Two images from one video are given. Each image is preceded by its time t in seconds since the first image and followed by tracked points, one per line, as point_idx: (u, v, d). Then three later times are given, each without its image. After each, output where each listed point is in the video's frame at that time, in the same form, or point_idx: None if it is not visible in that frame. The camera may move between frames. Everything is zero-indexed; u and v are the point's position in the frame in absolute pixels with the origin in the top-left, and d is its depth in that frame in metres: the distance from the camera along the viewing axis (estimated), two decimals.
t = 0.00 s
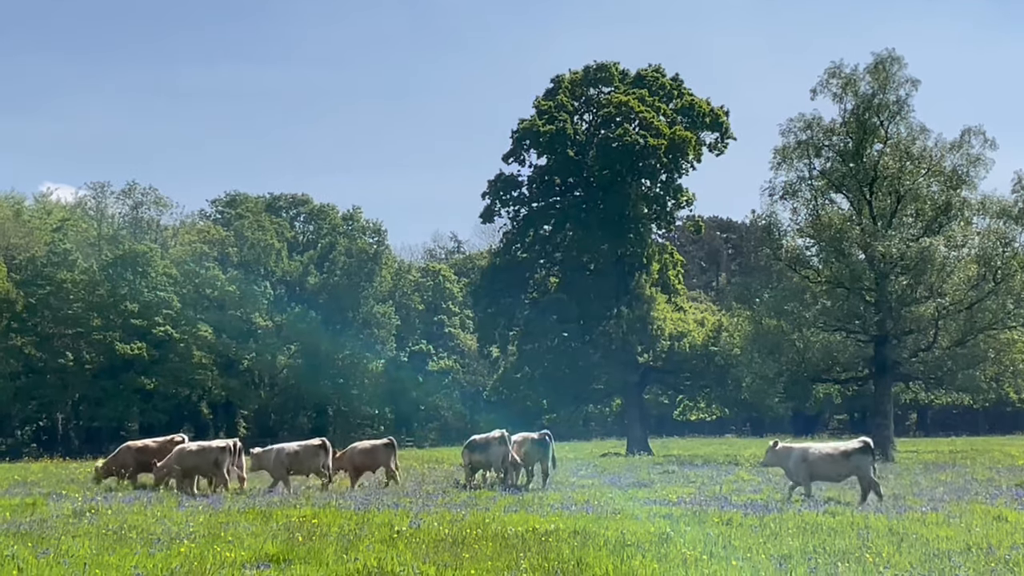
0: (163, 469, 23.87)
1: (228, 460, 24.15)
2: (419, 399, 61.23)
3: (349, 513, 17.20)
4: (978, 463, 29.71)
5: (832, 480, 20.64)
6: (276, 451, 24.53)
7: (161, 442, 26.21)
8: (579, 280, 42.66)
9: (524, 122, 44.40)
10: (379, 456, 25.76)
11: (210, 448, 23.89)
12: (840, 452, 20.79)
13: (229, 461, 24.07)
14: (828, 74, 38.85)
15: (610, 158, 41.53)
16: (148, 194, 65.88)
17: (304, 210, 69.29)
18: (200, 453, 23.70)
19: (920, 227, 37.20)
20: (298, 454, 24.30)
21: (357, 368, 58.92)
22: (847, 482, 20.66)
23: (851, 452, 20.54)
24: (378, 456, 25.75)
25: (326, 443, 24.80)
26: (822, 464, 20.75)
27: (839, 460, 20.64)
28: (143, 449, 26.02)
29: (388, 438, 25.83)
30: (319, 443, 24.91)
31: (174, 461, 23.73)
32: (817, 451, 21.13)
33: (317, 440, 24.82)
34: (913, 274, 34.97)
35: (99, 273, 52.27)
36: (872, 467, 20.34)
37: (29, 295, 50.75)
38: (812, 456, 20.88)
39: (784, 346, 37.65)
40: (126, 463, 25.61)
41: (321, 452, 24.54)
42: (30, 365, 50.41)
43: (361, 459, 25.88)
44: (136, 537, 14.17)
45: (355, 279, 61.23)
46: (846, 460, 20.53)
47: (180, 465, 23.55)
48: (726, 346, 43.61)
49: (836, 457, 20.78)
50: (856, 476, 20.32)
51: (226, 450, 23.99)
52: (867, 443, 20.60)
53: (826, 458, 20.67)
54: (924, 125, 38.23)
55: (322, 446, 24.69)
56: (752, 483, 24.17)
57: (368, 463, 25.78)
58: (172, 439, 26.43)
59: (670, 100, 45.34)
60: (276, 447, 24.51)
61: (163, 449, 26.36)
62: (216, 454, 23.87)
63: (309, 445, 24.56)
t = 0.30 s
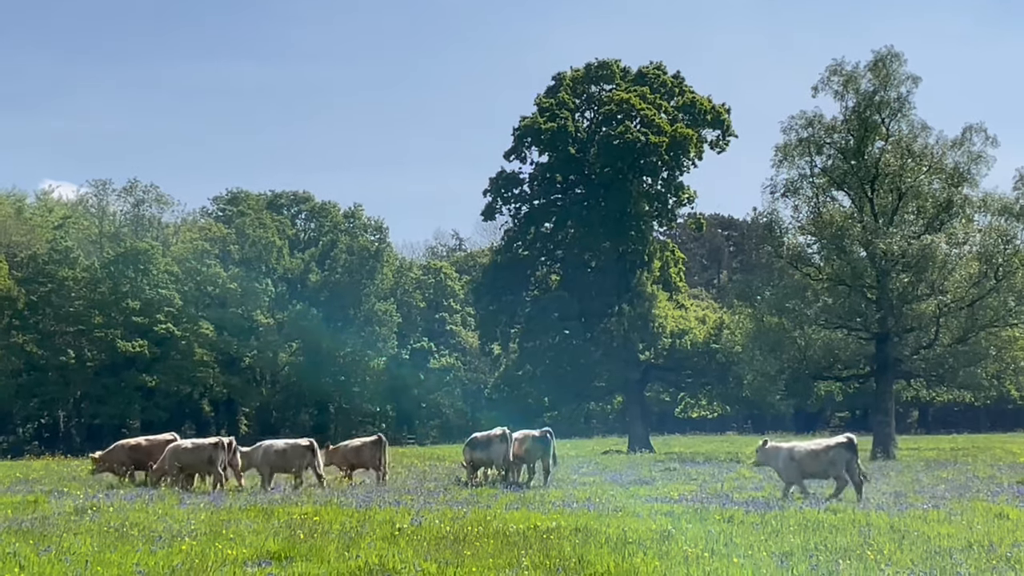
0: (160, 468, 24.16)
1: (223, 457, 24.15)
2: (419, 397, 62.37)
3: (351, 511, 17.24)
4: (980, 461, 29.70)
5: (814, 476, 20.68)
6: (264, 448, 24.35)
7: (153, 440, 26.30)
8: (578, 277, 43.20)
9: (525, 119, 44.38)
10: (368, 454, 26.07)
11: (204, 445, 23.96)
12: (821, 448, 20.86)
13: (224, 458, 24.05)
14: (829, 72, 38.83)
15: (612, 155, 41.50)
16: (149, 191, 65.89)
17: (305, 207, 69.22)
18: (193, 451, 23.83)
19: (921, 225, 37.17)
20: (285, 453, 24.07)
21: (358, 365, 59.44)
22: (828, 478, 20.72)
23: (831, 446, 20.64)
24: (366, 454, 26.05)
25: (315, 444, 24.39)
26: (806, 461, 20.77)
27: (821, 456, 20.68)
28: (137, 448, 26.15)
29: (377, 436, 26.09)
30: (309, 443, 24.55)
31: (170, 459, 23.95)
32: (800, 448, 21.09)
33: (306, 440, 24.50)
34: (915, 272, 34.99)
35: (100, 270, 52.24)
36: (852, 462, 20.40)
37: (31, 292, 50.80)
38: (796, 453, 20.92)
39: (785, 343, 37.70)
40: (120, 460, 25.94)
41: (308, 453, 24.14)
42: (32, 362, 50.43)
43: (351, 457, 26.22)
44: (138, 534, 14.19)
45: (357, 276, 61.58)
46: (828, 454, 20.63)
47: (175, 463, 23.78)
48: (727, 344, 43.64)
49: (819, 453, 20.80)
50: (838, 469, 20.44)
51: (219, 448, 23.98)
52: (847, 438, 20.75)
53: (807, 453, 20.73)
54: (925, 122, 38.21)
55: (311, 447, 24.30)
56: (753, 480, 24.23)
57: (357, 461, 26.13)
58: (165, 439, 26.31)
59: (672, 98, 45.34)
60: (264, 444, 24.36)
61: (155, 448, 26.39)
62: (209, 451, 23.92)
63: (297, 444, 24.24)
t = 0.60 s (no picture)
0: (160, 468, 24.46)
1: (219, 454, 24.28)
2: (422, 395, 62.48)
3: (354, 509, 17.27)
4: (983, 458, 29.70)
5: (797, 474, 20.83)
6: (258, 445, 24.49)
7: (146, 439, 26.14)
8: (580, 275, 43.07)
9: (528, 117, 44.37)
10: (358, 453, 25.96)
11: (200, 442, 24.19)
12: (807, 447, 20.97)
13: (219, 455, 24.16)
14: (831, 69, 38.79)
15: (615, 153, 41.52)
16: (152, 189, 65.93)
17: (308, 205, 69.14)
18: (189, 448, 24.09)
19: (924, 222, 37.14)
20: (276, 449, 24.15)
21: (361, 364, 59.42)
22: (815, 478, 20.78)
23: (817, 446, 20.72)
24: (356, 453, 25.96)
25: (308, 439, 24.35)
26: (790, 460, 20.91)
27: (806, 455, 20.79)
28: (128, 445, 25.98)
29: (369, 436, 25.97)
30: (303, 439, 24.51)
31: (168, 458, 24.27)
32: (785, 448, 21.25)
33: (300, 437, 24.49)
34: (918, 269, 34.96)
35: (103, 268, 52.29)
36: (837, 462, 20.49)
37: (34, 290, 50.91)
38: (781, 453, 21.12)
39: (789, 341, 37.55)
40: (110, 458, 25.71)
41: (299, 449, 24.12)
42: (35, 361, 50.53)
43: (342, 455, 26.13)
44: (142, 533, 14.23)
45: (359, 273, 61.94)
46: (813, 454, 20.73)
47: (172, 460, 24.05)
48: (731, 342, 43.66)
49: (803, 452, 20.91)
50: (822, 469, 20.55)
51: (214, 444, 24.13)
52: (834, 439, 20.83)
53: (792, 453, 20.87)
54: (928, 120, 38.17)
55: (303, 443, 24.26)
56: (757, 479, 24.21)
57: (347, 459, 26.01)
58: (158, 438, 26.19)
59: (674, 96, 45.32)
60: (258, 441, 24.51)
61: (147, 447, 26.18)
62: (205, 447, 24.11)
63: (289, 440, 24.26)
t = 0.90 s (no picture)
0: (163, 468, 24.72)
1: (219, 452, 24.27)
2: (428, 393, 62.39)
3: (360, 507, 17.33)
4: (989, 456, 29.67)
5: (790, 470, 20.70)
6: (250, 443, 24.36)
7: (141, 435, 26.20)
8: (587, 273, 42.81)
9: (533, 115, 44.35)
10: (356, 449, 26.06)
11: (199, 441, 24.21)
12: (796, 443, 20.91)
13: (219, 454, 24.15)
14: (837, 67, 38.71)
15: (620, 151, 41.51)
16: (158, 187, 66.01)
17: (314, 204, 69.05)
18: (189, 448, 24.15)
19: (930, 220, 37.06)
20: (271, 447, 24.07)
21: (366, 362, 59.61)
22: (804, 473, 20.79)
23: (808, 441, 20.77)
24: (354, 449, 26.07)
25: (303, 438, 24.35)
26: (780, 457, 20.78)
27: (798, 450, 20.73)
28: (123, 442, 26.10)
29: (368, 433, 26.17)
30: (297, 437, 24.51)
31: (170, 457, 24.39)
32: (774, 445, 21.10)
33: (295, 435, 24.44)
34: (924, 266, 34.92)
35: (109, 266, 52.40)
36: (829, 455, 20.63)
37: (41, 289, 51.09)
38: (770, 449, 20.93)
39: (795, 339, 37.56)
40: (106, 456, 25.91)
41: (295, 448, 24.13)
42: (42, 359, 50.71)
43: (340, 451, 26.18)
44: (148, 531, 14.31)
45: (365, 272, 62.10)
46: (804, 449, 20.73)
47: (175, 460, 24.22)
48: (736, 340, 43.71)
49: (794, 447, 20.84)
50: (815, 464, 20.62)
51: (214, 443, 24.12)
52: (823, 433, 20.96)
53: (783, 449, 20.76)
54: (934, 118, 38.09)
55: (299, 441, 24.25)
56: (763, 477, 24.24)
57: (345, 455, 26.07)
58: (154, 433, 26.19)
59: (680, 93, 45.25)
60: (250, 439, 24.42)
61: (142, 443, 26.21)
62: (205, 447, 24.11)
63: (284, 438, 24.22)
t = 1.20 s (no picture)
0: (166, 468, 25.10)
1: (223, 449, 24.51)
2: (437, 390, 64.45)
3: (369, 505, 17.36)
4: (999, 454, 29.57)
5: (785, 469, 20.82)
6: (249, 442, 24.50)
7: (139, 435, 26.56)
8: (596, 271, 42.72)
9: (542, 113, 44.40)
10: (357, 448, 26.74)
11: (204, 438, 24.48)
12: (789, 443, 21.17)
13: (222, 451, 24.40)
14: (845, 65, 38.62)
15: (629, 148, 41.46)
16: (167, 186, 66.15)
17: (323, 202, 69.00)
18: (194, 444, 24.44)
19: (939, 218, 36.96)
20: (270, 447, 24.19)
21: (376, 359, 60.97)
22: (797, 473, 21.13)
23: (801, 441, 21.12)
24: (354, 448, 26.71)
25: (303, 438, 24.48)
26: (774, 455, 20.87)
27: (793, 451, 21.00)
28: (122, 441, 26.48)
29: (369, 431, 26.84)
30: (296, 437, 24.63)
31: (175, 454, 24.67)
32: (767, 444, 21.23)
33: (293, 434, 24.54)
34: (933, 264, 34.91)
35: (118, 264, 52.56)
36: (820, 456, 21.04)
37: (50, 287, 51.33)
38: (764, 448, 21.03)
39: (804, 337, 37.38)
40: (105, 454, 26.25)
41: (294, 447, 24.23)
42: (51, 358, 50.66)
43: (341, 449, 26.87)
44: (158, 529, 14.41)
45: (374, 271, 61.91)
46: (798, 450, 21.02)
47: (179, 457, 24.52)
48: (745, 338, 43.79)
49: (787, 447, 21.02)
50: (808, 465, 20.95)
51: (218, 440, 24.37)
52: (814, 434, 21.33)
53: (777, 447, 20.88)
54: (942, 115, 38.00)
55: (298, 441, 24.36)
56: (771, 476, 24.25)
57: (346, 454, 26.79)
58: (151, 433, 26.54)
59: (688, 91, 45.18)
60: (250, 439, 24.53)
61: (141, 441, 26.52)
62: (209, 443, 24.37)
63: (284, 437, 24.33)
